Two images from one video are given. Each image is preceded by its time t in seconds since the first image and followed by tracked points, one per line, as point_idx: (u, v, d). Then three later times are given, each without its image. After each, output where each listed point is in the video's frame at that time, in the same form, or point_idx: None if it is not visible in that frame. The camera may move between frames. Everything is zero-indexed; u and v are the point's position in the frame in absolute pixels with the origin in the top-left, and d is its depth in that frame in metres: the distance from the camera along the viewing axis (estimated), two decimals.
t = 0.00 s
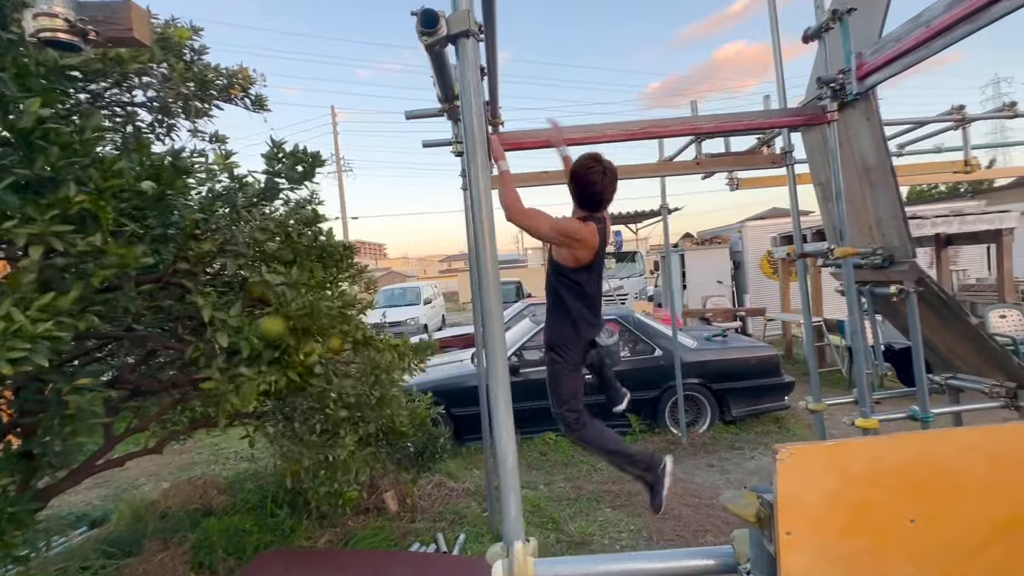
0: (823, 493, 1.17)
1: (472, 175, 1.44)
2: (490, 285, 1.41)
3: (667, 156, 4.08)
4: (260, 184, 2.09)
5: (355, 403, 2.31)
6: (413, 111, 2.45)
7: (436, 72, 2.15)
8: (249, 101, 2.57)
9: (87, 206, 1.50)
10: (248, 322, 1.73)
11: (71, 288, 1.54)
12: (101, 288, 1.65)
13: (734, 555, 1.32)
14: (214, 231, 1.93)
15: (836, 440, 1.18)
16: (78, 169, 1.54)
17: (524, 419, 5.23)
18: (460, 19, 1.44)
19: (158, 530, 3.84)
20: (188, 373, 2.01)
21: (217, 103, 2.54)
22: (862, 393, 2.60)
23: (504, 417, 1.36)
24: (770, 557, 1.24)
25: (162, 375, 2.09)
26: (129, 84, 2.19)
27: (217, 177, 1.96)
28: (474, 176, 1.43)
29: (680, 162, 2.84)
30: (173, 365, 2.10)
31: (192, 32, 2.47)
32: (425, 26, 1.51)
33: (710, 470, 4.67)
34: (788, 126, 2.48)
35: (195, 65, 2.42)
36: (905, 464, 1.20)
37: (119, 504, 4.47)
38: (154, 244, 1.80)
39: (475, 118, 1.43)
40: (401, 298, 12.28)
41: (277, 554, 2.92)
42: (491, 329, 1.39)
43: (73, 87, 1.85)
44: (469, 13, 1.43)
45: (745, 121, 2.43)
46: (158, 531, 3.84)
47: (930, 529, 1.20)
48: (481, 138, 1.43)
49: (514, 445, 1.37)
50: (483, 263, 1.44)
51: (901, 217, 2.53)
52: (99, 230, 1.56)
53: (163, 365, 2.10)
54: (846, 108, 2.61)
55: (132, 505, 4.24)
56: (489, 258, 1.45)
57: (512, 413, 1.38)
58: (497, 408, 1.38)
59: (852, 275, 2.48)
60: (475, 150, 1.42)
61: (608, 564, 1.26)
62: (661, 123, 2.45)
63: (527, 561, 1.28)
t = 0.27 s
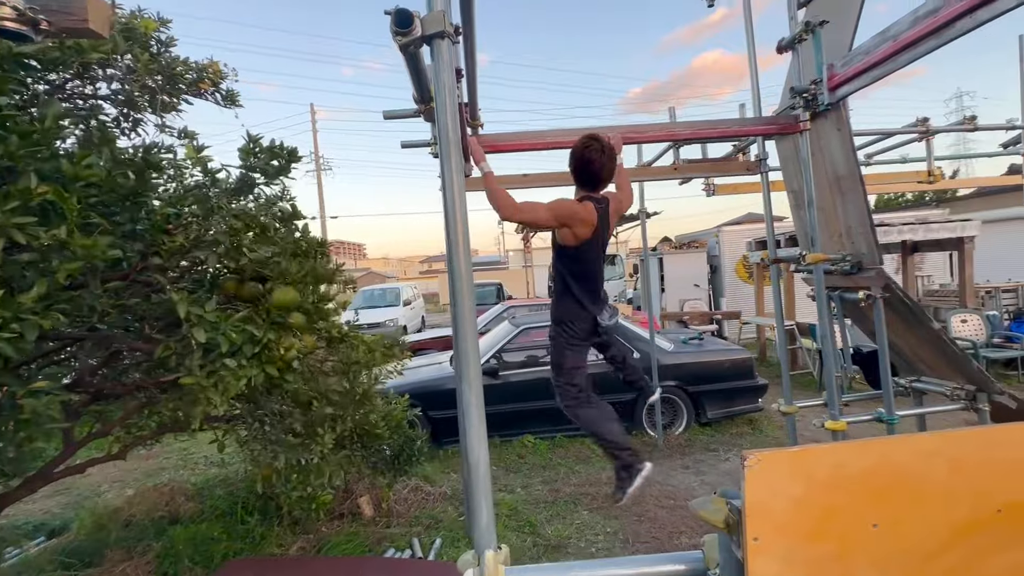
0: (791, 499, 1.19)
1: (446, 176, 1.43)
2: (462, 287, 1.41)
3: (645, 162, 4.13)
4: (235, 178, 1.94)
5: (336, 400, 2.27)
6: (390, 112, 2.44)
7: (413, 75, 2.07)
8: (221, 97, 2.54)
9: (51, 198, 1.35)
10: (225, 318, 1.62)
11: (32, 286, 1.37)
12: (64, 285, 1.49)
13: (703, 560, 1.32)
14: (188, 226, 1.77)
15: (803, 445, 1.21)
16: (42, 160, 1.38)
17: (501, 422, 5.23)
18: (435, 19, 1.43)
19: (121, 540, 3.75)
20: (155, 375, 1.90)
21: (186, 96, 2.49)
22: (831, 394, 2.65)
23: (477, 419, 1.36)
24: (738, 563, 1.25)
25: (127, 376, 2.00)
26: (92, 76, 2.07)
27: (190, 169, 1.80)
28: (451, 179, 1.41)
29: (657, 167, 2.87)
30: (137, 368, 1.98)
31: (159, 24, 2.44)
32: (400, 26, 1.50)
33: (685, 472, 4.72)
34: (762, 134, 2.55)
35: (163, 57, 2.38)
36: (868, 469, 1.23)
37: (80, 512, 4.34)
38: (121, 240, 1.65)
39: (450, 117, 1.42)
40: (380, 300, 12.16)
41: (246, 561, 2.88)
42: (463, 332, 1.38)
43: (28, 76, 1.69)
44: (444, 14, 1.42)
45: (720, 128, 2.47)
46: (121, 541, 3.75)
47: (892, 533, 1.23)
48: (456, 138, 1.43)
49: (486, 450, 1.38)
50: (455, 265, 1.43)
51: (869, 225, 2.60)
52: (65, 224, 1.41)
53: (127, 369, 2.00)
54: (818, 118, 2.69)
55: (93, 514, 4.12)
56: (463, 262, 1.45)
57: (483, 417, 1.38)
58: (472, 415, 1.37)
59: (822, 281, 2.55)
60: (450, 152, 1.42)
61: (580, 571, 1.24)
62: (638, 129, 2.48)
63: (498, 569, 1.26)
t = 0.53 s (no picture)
0: (765, 503, 1.21)
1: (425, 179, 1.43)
2: (441, 292, 1.40)
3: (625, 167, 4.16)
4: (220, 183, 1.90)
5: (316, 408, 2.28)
6: (371, 113, 2.42)
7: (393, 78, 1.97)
8: (197, 96, 2.50)
9: (29, 197, 1.30)
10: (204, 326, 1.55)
11: None
12: (33, 286, 1.42)
13: (679, 563, 1.34)
14: (167, 231, 1.71)
15: (777, 449, 1.22)
16: (17, 159, 1.33)
17: (481, 425, 5.22)
18: (416, 21, 1.41)
19: (84, 549, 3.64)
20: (123, 380, 1.86)
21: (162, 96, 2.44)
22: (804, 397, 2.70)
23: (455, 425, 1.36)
24: (712, 566, 1.27)
25: (92, 381, 1.97)
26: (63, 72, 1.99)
27: (173, 172, 1.76)
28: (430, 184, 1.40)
29: (639, 173, 2.89)
30: (103, 373, 1.93)
31: (136, 22, 2.39)
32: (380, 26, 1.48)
33: (663, 474, 4.76)
34: (738, 142, 2.60)
35: (139, 54, 2.32)
36: (840, 472, 1.25)
37: (41, 522, 4.20)
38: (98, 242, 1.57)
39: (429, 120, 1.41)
40: (359, 302, 12.04)
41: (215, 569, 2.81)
42: (441, 336, 1.39)
43: None
44: (426, 16, 1.40)
45: (698, 136, 2.52)
46: (84, 551, 3.63)
47: (858, 534, 1.26)
48: (435, 141, 1.42)
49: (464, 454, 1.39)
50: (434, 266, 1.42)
51: (841, 233, 2.66)
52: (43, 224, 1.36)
53: (92, 373, 1.96)
54: (792, 128, 2.74)
55: (56, 524, 3.99)
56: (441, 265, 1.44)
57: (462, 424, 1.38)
58: (448, 419, 1.38)
59: (796, 286, 2.61)
60: (429, 157, 1.40)
61: None
62: (619, 135, 2.50)
63: None
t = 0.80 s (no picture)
0: (741, 504, 1.22)
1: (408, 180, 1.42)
2: (423, 296, 1.39)
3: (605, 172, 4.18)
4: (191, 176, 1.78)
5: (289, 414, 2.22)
6: (351, 114, 2.39)
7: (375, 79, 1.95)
8: (171, 91, 2.45)
9: None
10: (169, 328, 1.47)
11: None
12: None
13: (660, 565, 1.35)
14: (133, 228, 1.60)
15: (754, 451, 1.23)
16: None
17: (461, 430, 5.19)
18: (399, 22, 1.42)
19: (47, 559, 3.52)
20: (88, 384, 1.82)
21: (134, 90, 2.39)
22: (778, 399, 2.75)
23: (435, 427, 1.38)
24: (690, 566, 1.29)
25: (55, 385, 1.91)
26: (27, 64, 1.95)
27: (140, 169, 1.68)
28: (413, 185, 1.40)
29: (619, 178, 2.91)
30: (66, 377, 1.87)
31: (107, 13, 2.32)
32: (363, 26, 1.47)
33: (643, 477, 4.79)
34: (716, 149, 2.64)
35: (110, 47, 2.26)
36: (814, 473, 1.27)
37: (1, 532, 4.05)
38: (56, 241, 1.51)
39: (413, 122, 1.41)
40: (338, 304, 11.91)
41: None
42: (423, 340, 1.38)
43: None
44: (410, 17, 1.41)
45: (678, 143, 2.55)
46: (45, 562, 3.50)
47: (831, 533, 1.28)
48: (418, 143, 1.41)
49: (444, 458, 1.39)
50: (416, 268, 1.40)
51: (814, 239, 2.70)
52: None
53: (55, 377, 1.91)
54: (767, 136, 2.79)
55: (16, 535, 3.86)
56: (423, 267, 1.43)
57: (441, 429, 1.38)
58: (428, 422, 1.38)
59: (771, 291, 2.65)
60: (412, 157, 1.41)
61: None
62: (601, 140, 2.51)
63: None
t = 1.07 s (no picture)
0: (718, 510, 1.24)
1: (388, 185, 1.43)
2: (402, 302, 1.39)
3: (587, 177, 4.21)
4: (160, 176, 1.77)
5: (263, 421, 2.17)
6: (332, 116, 2.38)
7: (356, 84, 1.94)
8: (143, 86, 2.40)
9: None
10: (132, 332, 1.45)
11: None
12: None
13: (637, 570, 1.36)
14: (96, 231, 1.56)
15: (729, 457, 1.24)
16: None
17: (441, 434, 5.16)
18: (381, 27, 1.40)
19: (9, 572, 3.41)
20: (54, 391, 1.77)
21: (103, 85, 2.34)
22: (754, 403, 2.79)
23: (414, 434, 1.37)
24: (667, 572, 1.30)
25: (21, 391, 1.86)
26: None
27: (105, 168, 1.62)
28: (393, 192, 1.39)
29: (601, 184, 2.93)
30: (30, 383, 1.81)
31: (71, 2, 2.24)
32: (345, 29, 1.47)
33: (624, 480, 4.82)
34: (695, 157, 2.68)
35: (77, 39, 2.19)
36: (788, 478, 1.29)
37: None
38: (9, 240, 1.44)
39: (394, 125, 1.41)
40: (318, 307, 11.77)
41: None
42: (401, 345, 1.38)
43: None
44: (392, 23, 1.40)
45: (659, 150, 2.59)
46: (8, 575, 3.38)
47: (805, 537, 1.30)
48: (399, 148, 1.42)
49: (424, 467, 1.39)
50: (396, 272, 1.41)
51: (789, 247, 2.75)
52: None
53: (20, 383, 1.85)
54: (745, 145, 2.84)
55: None
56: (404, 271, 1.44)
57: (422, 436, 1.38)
58: (408, 431, 1.37)
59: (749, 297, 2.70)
60: (393, 164, 1.40)
61: None
62: (583, 146, 2.53)
63: None
